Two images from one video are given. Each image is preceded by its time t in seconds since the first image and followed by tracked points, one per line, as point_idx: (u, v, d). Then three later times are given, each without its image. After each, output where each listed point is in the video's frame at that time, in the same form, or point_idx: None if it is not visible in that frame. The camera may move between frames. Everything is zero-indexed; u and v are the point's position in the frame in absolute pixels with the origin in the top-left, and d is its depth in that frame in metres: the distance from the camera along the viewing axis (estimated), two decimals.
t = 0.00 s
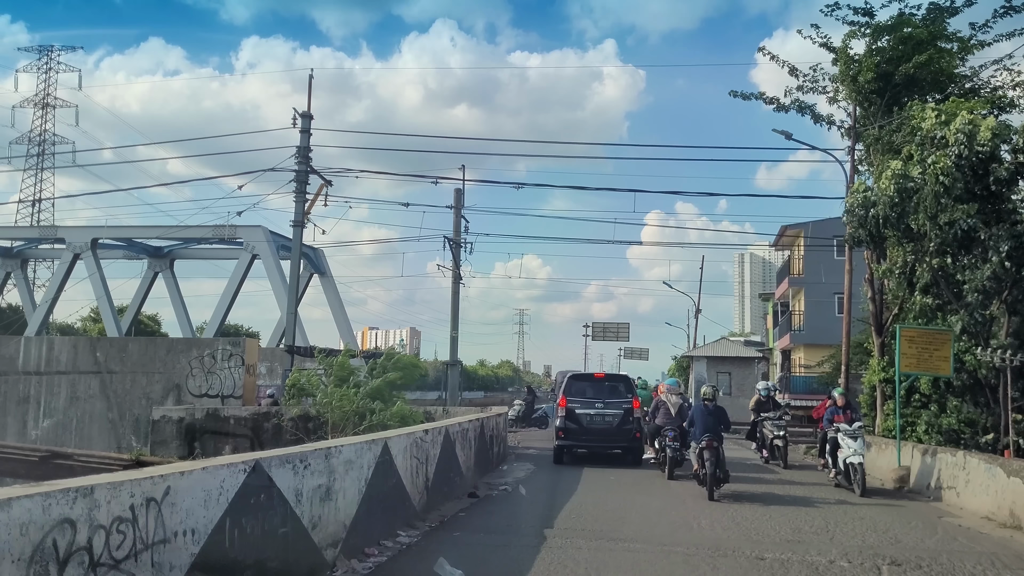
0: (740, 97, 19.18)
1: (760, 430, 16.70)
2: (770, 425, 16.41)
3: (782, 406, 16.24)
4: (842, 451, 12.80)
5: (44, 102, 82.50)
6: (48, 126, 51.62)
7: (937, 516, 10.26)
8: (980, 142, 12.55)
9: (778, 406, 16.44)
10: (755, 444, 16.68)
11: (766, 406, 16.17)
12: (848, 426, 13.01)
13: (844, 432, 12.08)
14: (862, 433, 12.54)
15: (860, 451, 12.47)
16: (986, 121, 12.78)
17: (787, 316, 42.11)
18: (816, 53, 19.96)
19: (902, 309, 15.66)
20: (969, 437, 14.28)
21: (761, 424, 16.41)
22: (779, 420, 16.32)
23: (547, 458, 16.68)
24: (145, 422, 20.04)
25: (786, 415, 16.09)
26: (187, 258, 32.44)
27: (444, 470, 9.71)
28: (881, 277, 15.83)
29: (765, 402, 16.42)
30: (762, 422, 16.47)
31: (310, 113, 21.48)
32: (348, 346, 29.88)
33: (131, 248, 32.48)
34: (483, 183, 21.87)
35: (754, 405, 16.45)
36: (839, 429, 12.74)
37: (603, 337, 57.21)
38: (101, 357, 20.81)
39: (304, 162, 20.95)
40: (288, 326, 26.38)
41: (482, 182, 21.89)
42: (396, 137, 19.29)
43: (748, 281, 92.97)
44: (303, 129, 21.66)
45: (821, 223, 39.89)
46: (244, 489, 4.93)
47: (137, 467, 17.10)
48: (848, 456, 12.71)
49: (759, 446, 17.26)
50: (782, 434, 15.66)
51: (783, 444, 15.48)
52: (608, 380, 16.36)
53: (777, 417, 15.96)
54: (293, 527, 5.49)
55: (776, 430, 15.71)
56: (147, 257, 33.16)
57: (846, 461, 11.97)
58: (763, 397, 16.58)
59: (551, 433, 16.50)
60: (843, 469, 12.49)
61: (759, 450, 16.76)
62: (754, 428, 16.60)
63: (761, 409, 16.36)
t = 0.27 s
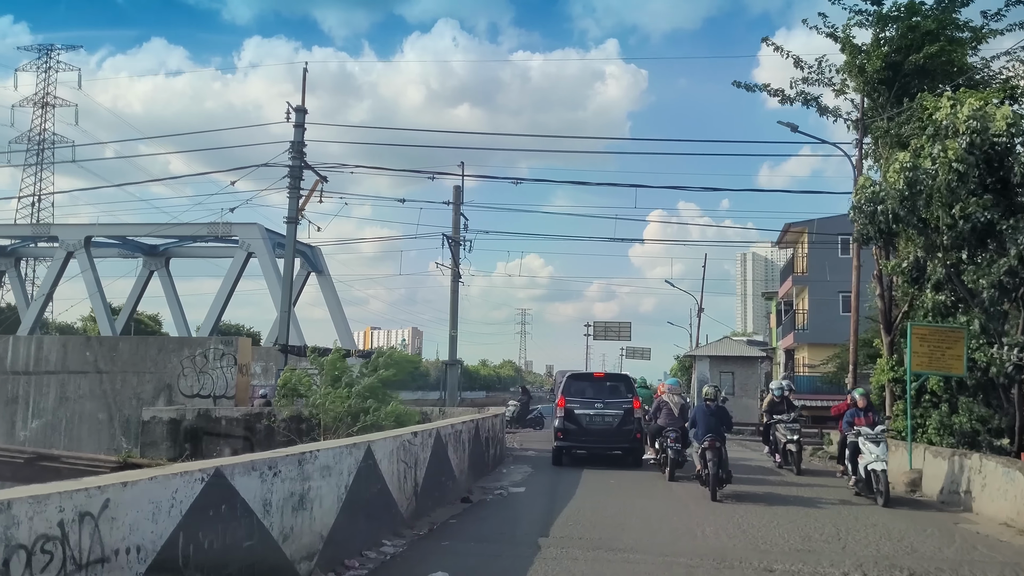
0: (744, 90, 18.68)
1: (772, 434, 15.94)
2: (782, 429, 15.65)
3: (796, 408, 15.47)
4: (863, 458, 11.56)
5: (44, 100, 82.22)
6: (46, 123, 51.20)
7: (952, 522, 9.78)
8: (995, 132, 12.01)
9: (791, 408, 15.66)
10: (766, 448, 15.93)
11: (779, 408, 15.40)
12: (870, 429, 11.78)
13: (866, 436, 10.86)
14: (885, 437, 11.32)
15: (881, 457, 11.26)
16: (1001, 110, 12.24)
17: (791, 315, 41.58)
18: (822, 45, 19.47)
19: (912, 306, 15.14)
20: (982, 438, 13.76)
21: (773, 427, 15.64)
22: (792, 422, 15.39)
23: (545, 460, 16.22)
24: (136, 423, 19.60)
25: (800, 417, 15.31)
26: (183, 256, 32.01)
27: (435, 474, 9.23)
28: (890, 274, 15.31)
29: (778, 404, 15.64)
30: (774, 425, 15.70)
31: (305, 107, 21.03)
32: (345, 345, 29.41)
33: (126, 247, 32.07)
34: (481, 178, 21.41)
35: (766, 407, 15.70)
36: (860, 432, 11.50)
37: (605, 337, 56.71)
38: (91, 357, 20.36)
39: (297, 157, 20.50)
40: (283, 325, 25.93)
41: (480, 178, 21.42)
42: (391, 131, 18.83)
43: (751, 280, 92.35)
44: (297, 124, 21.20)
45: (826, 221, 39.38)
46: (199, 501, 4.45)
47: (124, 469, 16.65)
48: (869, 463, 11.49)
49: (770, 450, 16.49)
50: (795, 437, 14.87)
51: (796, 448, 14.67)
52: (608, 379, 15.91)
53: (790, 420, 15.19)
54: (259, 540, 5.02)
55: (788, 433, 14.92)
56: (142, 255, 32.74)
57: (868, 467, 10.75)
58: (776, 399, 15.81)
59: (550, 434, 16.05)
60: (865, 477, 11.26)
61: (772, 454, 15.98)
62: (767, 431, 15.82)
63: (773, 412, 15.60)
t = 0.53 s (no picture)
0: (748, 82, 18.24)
1: (784, 436, 15.14)
2: (794, 431, 14.91)
3: (809, 410, 14.66)
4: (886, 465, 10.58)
5: (43, 99, 82.10)
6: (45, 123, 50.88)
7: (968, 527, 9.35)
8: (1011, 122, 11.48)
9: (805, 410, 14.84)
10: (778, 451, 15.12)
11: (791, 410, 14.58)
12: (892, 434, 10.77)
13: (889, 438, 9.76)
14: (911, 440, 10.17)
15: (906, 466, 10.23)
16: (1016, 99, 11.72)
17: (795, 315, 41.15)
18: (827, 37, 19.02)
19: (921, 304, 14.64)
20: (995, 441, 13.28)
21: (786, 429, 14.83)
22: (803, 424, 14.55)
23: (544, 461, 15.82)
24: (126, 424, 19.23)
25: (813, 420, 14.49)
26: (179, 255, 31.65)
27: (426, 478, 8.81)
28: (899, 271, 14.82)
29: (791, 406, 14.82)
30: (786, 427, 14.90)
31: (299, 102, 20.59)
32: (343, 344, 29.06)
33: (121, 245, 31.72)
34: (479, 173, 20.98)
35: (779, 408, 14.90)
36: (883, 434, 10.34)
37: (606, 337, 56.27)
38: (81, 357, 19.98)
39: (291, 152, 20.09)
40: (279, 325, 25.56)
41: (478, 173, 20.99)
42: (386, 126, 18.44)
43: (753, 280, 91.85)
44: (291, 119, 20.76)
45: (829, 219, 38.94)
46: (151, 512, 4.01)
47: (113, 471, 16.26)
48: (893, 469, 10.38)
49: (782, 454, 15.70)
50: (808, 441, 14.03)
51: (810, 452, 13.84)
52: (608, 379, 15.51)
53: (803, 422, 14.38)
54: (222, 554, 4.58)
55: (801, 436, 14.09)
56: (138, 254, 32.41)
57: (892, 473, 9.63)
58: (789, 400, 15.01)
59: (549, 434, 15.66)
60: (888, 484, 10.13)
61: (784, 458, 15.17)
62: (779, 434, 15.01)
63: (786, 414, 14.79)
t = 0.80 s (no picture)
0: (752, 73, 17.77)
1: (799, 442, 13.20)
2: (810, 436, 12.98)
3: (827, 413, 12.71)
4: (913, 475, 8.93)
5: (42, 99, 81.87)
6: (41, 122, 50.47)
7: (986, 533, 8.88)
8: None
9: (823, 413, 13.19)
10: (793, 459, 13.49)
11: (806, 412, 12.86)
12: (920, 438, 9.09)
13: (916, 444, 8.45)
14: (942, 448, 8.90)
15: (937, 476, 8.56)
16: None
17: (798, 314, 40.68)
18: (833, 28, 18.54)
19: (931, 301, 14.15)
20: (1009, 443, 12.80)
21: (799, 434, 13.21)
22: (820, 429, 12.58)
23: (542, 463, 15.37)
24: (116, 425, 18.79)
25: (832, 423, 12.85)
26: (174, 253, 31.24)
27: (414, 482, 8.34)
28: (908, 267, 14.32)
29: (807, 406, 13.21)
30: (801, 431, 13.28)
31: (292, 96, 20.16)
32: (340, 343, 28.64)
33: (116, 243, 31.32)
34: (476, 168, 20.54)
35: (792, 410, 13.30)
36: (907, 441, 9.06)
37: (607, 336, 55.81)
38: (70, 356, 19.56)
39: (284, 147, 19.66)
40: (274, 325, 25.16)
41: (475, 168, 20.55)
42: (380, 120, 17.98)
43: (756, 280, 91.33)
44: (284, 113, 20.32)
45: (833, 217, 38.45)
46: (85, 528, 3.58)
47: (99, 473, 15.82)
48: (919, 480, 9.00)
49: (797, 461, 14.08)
50: (825, 448, 12.38)
51: (827, 460, 12.19)
52: (607, 379, 15.05)
53: (819, 426, 12.75)
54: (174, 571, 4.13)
55: (817, 442, 12.46)
56: (133, 252, 32.01)
57: (919, 485, 8.38)
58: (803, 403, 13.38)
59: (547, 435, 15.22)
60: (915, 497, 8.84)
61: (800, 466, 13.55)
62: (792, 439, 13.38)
63: (800, 417, 13.16)
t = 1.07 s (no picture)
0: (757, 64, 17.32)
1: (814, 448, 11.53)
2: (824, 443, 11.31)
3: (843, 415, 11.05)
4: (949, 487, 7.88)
5: (42, 97, 81.62)
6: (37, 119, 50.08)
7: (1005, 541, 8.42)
8: None
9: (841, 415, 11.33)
10: (808, 466, 11.62)
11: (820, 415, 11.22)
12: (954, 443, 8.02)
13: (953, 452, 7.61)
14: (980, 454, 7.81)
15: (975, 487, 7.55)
16: None
17: (802, 313, 40.20)
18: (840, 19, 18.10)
19: (942, 298, 13.67)
20: None
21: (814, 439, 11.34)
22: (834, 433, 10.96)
23: (540, 465, 14.92)
24: (104, 426, 18.36)
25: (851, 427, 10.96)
26: (169, 251, 30.82)
27: (401, 487, 7.88)
28: (919, 263, 13.83)
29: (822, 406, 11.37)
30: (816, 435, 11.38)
31: (285, 89, 19.72)
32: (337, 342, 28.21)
33: (110, 240, 30.92)
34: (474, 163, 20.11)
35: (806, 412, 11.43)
36: (940, 448, 8.16)
37: (609, 336, 55.34)
38: (59, 355, 19.14)
39: (278, 141, 19.23)
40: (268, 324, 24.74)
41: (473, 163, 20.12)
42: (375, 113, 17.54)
43: (758, 279, 90.78)
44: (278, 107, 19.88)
45: (837, 215, 37.98)
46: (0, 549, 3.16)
47: (85, 475, 15.39)
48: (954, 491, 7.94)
49: (814, 468, 12.14)
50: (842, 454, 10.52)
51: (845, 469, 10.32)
52: (606, 379, 14.61)
53: (835, 428, 10.86)
54: None
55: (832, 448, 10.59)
56: (127, 250, 31.59)
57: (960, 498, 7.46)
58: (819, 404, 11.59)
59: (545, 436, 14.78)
60: (951, 510, 7.92)
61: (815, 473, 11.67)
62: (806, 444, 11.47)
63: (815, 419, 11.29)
